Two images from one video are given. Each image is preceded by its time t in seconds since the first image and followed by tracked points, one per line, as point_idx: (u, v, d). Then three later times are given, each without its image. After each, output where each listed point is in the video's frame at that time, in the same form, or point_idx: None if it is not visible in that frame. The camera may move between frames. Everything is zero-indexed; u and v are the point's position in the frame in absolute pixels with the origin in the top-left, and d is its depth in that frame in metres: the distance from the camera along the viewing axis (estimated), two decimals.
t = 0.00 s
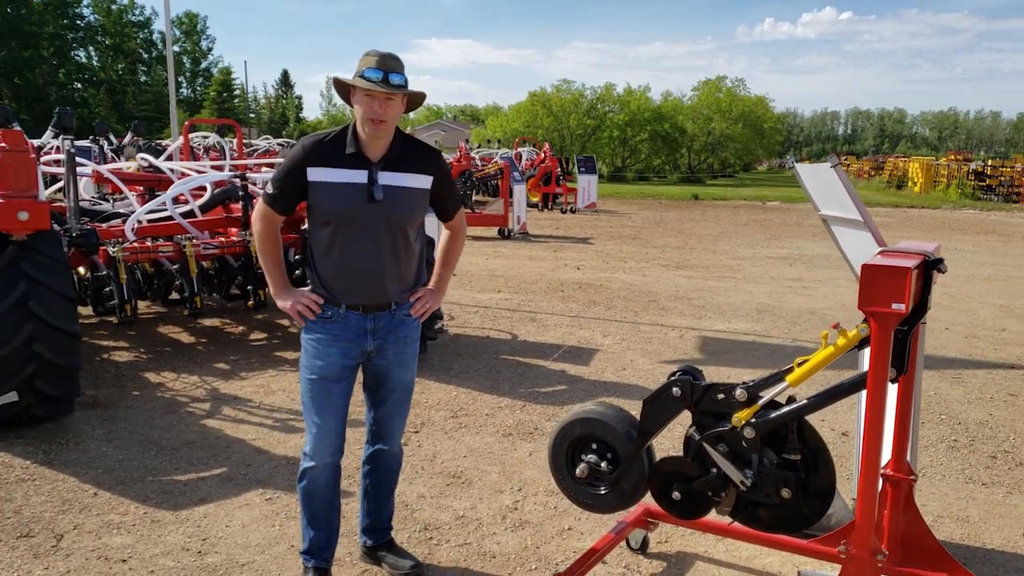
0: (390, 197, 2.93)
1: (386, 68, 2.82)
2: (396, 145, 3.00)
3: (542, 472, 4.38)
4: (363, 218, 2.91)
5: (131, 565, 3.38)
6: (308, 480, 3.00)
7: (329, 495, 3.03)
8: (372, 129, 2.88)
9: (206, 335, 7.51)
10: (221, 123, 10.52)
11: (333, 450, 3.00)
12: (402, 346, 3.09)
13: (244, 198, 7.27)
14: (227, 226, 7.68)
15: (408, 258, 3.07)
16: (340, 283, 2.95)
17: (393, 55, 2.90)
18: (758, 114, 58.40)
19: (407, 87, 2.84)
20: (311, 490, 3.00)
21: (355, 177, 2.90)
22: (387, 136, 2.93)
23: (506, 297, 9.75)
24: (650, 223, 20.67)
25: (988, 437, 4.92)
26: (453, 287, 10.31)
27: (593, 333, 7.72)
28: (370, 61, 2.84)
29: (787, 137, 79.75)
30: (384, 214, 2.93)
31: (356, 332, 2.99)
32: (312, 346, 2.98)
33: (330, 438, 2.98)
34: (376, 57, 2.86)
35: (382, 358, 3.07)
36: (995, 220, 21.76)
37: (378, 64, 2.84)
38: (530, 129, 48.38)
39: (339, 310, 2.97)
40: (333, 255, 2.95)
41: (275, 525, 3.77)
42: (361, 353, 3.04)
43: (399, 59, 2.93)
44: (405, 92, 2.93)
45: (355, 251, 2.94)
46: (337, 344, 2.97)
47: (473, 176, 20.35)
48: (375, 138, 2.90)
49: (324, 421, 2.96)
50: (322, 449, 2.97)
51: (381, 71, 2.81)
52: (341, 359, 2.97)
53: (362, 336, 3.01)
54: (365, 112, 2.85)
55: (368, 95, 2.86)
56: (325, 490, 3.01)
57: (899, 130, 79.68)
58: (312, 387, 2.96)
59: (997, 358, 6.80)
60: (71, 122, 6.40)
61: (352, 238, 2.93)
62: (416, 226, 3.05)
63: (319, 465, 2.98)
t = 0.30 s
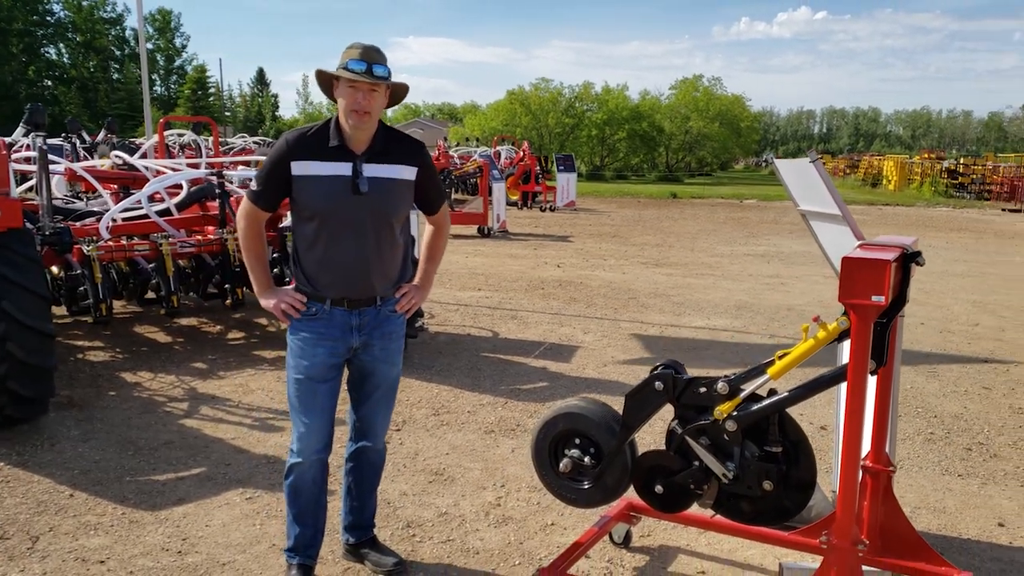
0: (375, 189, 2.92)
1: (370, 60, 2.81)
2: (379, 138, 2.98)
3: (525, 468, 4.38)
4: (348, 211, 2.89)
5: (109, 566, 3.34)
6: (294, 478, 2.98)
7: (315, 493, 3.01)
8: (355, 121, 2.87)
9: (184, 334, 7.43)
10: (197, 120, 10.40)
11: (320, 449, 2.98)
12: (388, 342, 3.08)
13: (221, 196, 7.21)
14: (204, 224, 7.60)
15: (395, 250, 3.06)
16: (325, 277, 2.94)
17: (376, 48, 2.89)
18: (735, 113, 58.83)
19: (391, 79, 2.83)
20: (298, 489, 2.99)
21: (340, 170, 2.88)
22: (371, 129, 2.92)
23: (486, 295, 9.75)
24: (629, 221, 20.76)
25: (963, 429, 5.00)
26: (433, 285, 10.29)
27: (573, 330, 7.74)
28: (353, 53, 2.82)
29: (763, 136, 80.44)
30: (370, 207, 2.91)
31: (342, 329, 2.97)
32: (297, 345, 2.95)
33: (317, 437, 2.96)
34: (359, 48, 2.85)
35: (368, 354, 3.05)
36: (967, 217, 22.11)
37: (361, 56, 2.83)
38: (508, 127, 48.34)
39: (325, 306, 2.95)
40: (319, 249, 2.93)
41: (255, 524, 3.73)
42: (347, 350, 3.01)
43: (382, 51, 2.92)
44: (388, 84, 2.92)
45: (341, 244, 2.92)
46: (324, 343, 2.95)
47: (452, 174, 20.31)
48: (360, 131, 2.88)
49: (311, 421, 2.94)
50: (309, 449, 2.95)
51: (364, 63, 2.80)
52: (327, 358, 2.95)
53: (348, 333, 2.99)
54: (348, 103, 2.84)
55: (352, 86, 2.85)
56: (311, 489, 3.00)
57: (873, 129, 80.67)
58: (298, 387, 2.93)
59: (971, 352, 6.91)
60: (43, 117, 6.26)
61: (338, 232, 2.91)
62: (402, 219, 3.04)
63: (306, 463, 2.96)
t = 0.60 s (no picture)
0: (355, 183, 2.90)
1: (349, 60, 2.79)
2: (354, 133, 2.96)
3: (504, 466, 4.38)
4: (331, 207, 2.87)
5: (82, 569, 3.29)
6: (276, 481, 2.95)
7: (297, 494, 2.98)
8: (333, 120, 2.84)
9: (157, 334, 7.34)
10: (169, 118, 10.24)
11: (303, 451, 2.95)
12: (373, 340, 3.06)
13: (195, 194, 7.12)
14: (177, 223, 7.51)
15: (376, 244, 3.05)
16: (308, 275, 2.91)
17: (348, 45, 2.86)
18: (710, 111, 59.21)
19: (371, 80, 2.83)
20: (278, 491, 2.95)
21: (318, 166, 2.85)
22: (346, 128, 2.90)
23: (464, 292, 9.73)
24: (606, 218, 20.83)
25: (937, 423, 5.07)
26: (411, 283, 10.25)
27: (551, 327, 7.75)
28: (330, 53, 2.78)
29: (738, 133, 81.11)
30: (350, 202, 2.89)
31: (329, 327, 2.94)
32: (283, 344, 2.90)
33: (300, 438, 2.93)
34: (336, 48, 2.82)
35: (353, 352, 3.03)
36: (938, 213, 22.43)
37: (338, 55, 2.80)
38: (484, 125, 48.25)
39: (311, 304, 2.91)
40: (301, 247, 2.90)
41: (232, 525, 3.70)
42: (333, 348, 2.98)
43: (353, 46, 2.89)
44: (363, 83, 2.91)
45: (325, 241, 2.90)
46: (310, 341, 2.91)
47: (428, 172, 20.24)
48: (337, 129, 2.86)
49: (295, 422, 2.90)
50: (293, 449, 2.92)
51: (344, 64, 2.78)
52: (314, 357, 2.92)
53: (335, 331, 2.96)
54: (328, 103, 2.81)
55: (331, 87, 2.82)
56: (293, 491, 2.97)
57: (846, 126, 81.61)
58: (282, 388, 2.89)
59: (943, 347, 7.01)
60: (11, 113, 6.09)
61: (319, 229, 2.88)
62: (382, 211, 3.04)
63: (288, 465, 2.93)
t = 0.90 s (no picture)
0: (340, 180, 2.90)
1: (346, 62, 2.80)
2: (337, 131, 2.96)
3: (486, 465, 4.38)
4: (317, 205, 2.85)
5: (61, 571, 3.24)
6: (258, 482, 2.92)
7: (280, 495, 2.96)
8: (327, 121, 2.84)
9: (135, 334, 7.25)
10: (146, 115, 10.16)
11: (286, 452, 2.93)
12: (356, 339, 3.06)
13: (172, 193, 7.05)
14: (154, 222, 7.44)
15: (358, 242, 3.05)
16: (294, 273, 2.88)
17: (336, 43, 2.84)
18: (687, 110, 59.51)
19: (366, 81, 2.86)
20: (261, 492, 2.93)
21: (303, 164, 2.82)
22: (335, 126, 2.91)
23: (444, 291, 9.72)
24: (585, 217, 20.89)
25: (914, 419, 5.14)
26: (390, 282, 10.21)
27: (532, 326, 7.76)
28: (330, 57, 2.76)
29: (716, 132, 81.65)
30: (336, 199, 2.88)
31: (314, 326, 2.92)
32: (267, 344, 2.87)
33: (283, 439, 2.91)
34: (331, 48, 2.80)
35: (337, 351, 3.01)
36: (912, 212, 22.74)
37: (335, 57, 2.78)
38: (462, 123, 48.14)
39: (296, 304, 2.89)
40: (286, 246, 2.87)
41: (213, 526, 3.66)
42: (318, 348, 2.97)
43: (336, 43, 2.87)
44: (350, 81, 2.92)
45: (311, 239, 2.88)
46: (295, 341, 2.89)
47: (406, 170, 20.18)
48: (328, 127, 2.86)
49: (278, 423, 2.88)
50: (277, 450, 2.90)
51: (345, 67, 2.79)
52: (299, 358, 2.90)
53: (319, 331, 2.94)
54: (329, 106, 2.81)
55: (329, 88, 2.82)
56: (276, 492, 2.95)
57: (821, 126, 82.46)
58: (266, 389, 2.87)
59: (919, 344, 7.11)
60: None
61: (305, 227, 2.86)
62: (364, 209, 3.04)
63: (272, 467, 2.91)
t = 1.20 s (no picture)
0: (332, 180, 2.89)
1: (327, 55, 2.79)
2: (328, 130, 2.94)
3: (473, 463, 4.38)
4: (309, 204, 2.83)
5: (48, 571, 3.21)
6: (248, 481, 2.90)
7: (269, 495, 2.95)
8: (309, 116, 2.81)
9: (117, 333, 7.18)
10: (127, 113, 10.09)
11: (276, 450, 2.92)
12: (345, 337, 3.05)
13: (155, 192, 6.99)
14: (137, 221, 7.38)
15: (347, 241, 3.04)
16: (286, 273, 2.86)
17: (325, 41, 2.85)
18: (669, 108, 59.73)
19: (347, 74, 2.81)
20: (251, 492, 2.91)
21: (296, 163, 2.80)
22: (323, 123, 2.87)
23: (428, 290, 9.69)
24: (567, 215, 20.91)
25: (897, 416, 5.20)
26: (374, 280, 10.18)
27: (517, 324, 7.77)
28: (309, 48, 2.76)
29: (697, 131, 82.04)
30: (328, 199, 2.87)
31: (305, 325, 2.91)
32: (257, 343, 2.86)
33: (273, 438, 2.89)
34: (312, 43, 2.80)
35: (327, 349, 3.01)
36: (892, 210, 22.96)
37: (316, 50, 2.78)
38: (444, 122, 48.04)
39: (285, 303, 2.88)
40: (278, 245, 2.85)
41: (201, 525, 3.64)
42: (308, 346, 2.96)
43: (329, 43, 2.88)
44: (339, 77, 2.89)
45: (302, 238, 2.86)
46: (286, 340, 2.88)
47: (389, 169, 20.11)
48: (313, 124, 2.83)
49: (269, 421, 2.87)
50: (267, 450, 2.88)
51: (322, 58, 2.77)
52: (290, 356, 2.89)
53: (310, 329, 2.93)
54: (306, 98, 2.78)
55: (308, 83, 2.80)
56: (266, 491, 2.93)
57: (802, 125, 83.08)
58: (257, 388, 2.85)
59: (901, 341, 7.18)
60: None
61: (297, 227, 2.84)
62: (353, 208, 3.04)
63: (262, 466, 2.89)
